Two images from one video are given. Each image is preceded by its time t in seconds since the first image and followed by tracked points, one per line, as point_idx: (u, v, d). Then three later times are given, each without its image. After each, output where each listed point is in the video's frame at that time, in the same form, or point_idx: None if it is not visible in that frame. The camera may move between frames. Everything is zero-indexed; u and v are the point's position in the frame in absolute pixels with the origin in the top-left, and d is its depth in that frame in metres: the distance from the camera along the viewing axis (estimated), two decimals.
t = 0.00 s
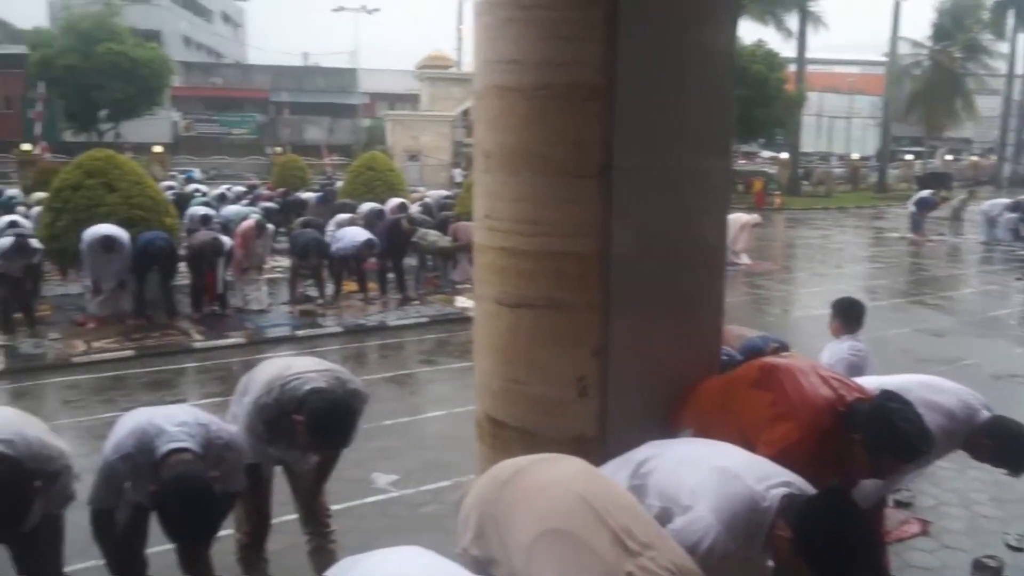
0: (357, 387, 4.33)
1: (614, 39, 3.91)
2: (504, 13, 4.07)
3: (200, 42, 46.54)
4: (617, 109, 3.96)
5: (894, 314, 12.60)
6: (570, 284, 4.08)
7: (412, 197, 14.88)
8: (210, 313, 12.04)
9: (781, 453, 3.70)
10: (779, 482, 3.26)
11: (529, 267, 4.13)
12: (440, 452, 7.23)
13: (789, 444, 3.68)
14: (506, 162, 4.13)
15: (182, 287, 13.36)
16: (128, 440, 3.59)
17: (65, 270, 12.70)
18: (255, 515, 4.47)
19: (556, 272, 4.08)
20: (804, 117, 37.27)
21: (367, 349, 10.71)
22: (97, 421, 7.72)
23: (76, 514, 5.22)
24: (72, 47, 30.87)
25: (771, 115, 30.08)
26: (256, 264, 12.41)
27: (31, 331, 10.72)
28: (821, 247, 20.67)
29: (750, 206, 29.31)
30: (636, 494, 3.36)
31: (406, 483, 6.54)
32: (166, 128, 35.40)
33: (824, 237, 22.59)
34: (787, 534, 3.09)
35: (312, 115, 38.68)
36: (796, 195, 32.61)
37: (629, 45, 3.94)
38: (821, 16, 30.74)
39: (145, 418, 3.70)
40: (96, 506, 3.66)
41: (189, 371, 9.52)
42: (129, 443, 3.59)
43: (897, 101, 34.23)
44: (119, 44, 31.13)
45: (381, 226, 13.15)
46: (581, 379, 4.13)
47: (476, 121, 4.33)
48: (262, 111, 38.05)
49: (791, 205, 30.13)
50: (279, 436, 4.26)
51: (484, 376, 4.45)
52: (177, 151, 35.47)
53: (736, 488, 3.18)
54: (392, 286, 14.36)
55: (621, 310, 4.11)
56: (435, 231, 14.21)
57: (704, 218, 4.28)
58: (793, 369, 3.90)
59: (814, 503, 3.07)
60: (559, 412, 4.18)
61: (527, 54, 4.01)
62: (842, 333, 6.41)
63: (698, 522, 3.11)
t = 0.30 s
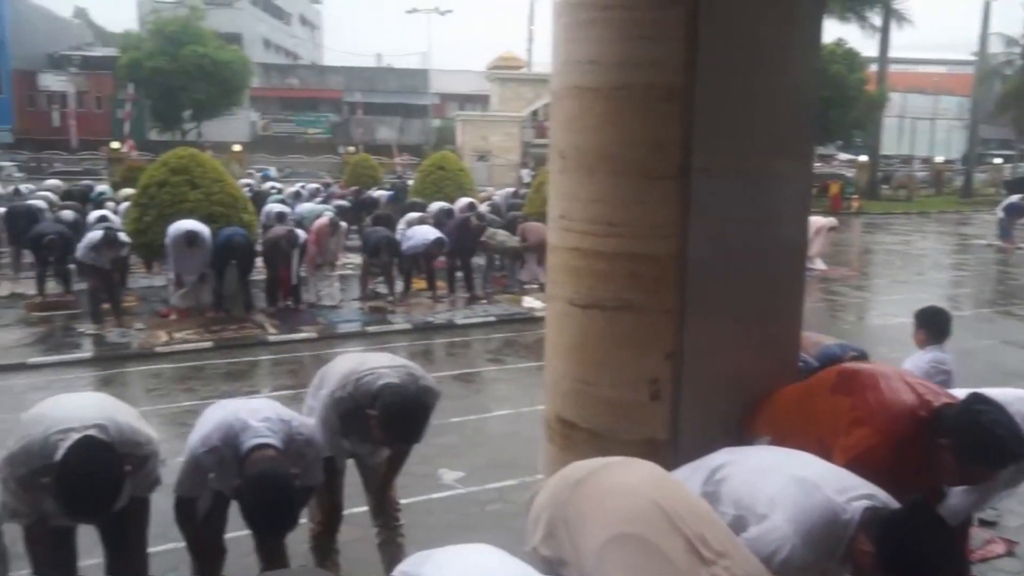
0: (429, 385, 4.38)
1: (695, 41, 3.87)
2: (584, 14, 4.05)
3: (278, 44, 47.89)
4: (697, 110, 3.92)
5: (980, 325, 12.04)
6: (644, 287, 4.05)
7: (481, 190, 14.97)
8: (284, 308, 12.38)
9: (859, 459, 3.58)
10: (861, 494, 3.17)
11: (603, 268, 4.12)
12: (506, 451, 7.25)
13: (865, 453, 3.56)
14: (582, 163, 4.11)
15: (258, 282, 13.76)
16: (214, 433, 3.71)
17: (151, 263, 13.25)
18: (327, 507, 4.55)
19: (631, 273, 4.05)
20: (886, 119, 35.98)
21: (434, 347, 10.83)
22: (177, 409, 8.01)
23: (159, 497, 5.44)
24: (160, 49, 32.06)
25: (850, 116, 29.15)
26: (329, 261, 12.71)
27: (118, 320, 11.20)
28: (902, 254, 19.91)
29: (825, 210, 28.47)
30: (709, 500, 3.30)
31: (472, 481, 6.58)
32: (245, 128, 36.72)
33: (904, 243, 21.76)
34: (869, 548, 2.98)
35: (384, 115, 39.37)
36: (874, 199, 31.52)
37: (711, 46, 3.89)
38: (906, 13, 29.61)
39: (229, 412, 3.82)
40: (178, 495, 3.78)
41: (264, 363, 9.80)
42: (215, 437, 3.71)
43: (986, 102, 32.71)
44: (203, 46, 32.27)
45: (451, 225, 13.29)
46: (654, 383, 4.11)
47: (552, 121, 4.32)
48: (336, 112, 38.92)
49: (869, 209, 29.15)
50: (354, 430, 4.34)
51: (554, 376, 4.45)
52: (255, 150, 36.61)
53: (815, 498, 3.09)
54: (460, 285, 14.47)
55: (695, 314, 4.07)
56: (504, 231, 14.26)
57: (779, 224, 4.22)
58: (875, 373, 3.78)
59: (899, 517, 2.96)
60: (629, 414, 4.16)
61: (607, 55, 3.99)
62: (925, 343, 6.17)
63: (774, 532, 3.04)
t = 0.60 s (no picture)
0: (501, 382, 4.39)
1: (784, 40, 3.79)
2: (668, 13, 4.00)
3: (355, 46, 48.93)
4: (782, 109, 3.84)
5: None
6: (725, 289, 3.98)
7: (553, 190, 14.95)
8: (358, 304, 12.64)
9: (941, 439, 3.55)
10: (954, 511, 3.04)
11: (682, 270, 4.06)
12: (576, 452, 7.23)
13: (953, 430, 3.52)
14: (663, 164, 4.07)
15: (334, 278, 14.09)
16: (297, 430, 3.82)
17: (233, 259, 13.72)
18: (401, 504, 4.62)
19: (711, 275, 3.98)
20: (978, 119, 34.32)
21: (504, 346, 10.88)
22: (256, 401, 8.26)
23: (240, 485, 5.64)
24: (243, 51, 33.11)
25: (939, 116, 27.94)
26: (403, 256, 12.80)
27: (201, 313, 11.64)
28: (994, 260, 18.95)
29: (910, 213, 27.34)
30: (791, 510, 3.20)
31: (542, 481, 6.58)
32: (322, 128, 37.69)
33: (997, 249, 20.71)
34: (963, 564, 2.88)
35: (457, 116, 39.79)
36: (964, 202, 30.10)
37: (797, 44, 3.81)
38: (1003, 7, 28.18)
39: (310, 410, 3.92)
40: (259, 487, 3.90)
41: (339, 358, 10.03)
42: (297, 433, 3.82)
43: None
44: (285, 49, 33.23)
45: (523, 223, 13.31)
46: (733, 388, 4.02)
47: (633, 121, 4.29)
48: (410, 112, 39.55)
49: (958, 213, 27.91)
50: (430, 426, 4.40)
51: (630, 380, 4.41)
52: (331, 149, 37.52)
53: (906, 513, 2.97)
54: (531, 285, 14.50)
55: (778, 317, 3.98)
56: (575, 232, 14.22)
57: (862, 225, 4.12)
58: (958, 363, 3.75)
59: (996, 534, 2.83)
60: (707, 419, 4.08)
61: (690, 53, 3.93)
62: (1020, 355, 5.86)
63: (861, 545, 2.93)
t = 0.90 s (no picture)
0: (558, 379, 4.38)
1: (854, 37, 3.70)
2: (733, 12, 3.95)
3: (413, 48, 49.46)
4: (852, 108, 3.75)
5: None
6: (788, 292, 3.92)
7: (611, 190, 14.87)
8: (415, 304, 12.78)
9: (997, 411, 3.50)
10: None
11: (745, 272, 4.01)
12: (633, 454, 7.18)
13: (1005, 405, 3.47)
14: (726, 164, 4.03)
15: (390, 278, 14.27)
16: (357, 428, 3.89)
17: (294, 258, 14.02)
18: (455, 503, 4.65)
19: (775, 277, 3.93)
20: None
21: (560, 347, 10.87)
22: (316, 397, 8.42)
23: (302, 479, 5.77)
24: (305, 55, 33.77)
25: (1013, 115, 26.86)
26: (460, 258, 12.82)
27: (264, 311, 11.92)
28: None
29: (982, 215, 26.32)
30: (857, 517, 3.11)
31: (598, 483, 6.55)
32: (380, 130, 38.21)
33: None
34: None
35: (513, 117, 39.88)
36: None
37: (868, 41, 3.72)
38: None
39: (370, 407, 3.99)
40: (319, 481, 3.97)
41: (396, 356, 10.15)
42: (358, 430, 3.89)
43: None
44: (345, 52, 33.80)
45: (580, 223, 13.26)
46: (797, 393, 3.95)
47: (696, 122, 4.26)
48: (466, 113, 39.80)
49: None
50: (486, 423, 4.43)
51: (691, 382, 4.38)
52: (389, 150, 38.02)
53: (977, 517, 2.88)
54: (587, 286, 14.45)
55: (846, 320, 3.89)
56: (632, 233, 14.13)
57: (938, 228, 3.98)
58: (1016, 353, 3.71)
59: None
60: (770, 424, 4.02)
61: (755, 52, 3.87)
62: None
63: (928, 547, 2.83)
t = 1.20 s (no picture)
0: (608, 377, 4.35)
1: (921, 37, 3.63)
2: (792, 11, 3.89)
3: (465, 51, 49.84)
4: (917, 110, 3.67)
5: None
6: (849, 297, 3.85)
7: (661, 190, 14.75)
8: (463, 304, 12.85)
9: None
10: None
11: (804, 277, 3.94)
12: (683, 460, 7.10)
13: None
14: (785, 167, 3.96)
15: (440, 278, 14.38)
16: (411, 427, 3.90)
17: (346, 258, 14.23)
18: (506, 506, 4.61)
19: (835, 283, 3.85)
20: None
21: (608, 350, 10.80)
22: (367, 395, 8.53)
23: (352, 476, 5.85)
24: (358, 57, 34.26)
25: None
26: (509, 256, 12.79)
27: (316, 310, 12.11)
28: None
29: None
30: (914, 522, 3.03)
31: (646, 488, 6.50)
32: (430, 131, 38.63)
33: None
34: None
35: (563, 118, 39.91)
36: None
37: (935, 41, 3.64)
38: None
39: (422, 410, 3.99)
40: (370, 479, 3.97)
41: (444, 357, 10.22)
42: (408, 430, 3.90)
43: None
44: (398, 54, 34.24)
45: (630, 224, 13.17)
46: (856, 401, 3.88)
47: (754, 123, 4.19)
48: (516, 115, 39.94)
49: None
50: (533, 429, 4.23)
51: (746, 388, 4.32)
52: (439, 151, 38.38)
53: None
54: (636, 288, 14.34)
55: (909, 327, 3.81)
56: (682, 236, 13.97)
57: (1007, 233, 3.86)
58: None
59: None
60: (828, 432, 3.94)
61: (817, 52, 3.80)
62: None
63: (989, 534, 2.76)
